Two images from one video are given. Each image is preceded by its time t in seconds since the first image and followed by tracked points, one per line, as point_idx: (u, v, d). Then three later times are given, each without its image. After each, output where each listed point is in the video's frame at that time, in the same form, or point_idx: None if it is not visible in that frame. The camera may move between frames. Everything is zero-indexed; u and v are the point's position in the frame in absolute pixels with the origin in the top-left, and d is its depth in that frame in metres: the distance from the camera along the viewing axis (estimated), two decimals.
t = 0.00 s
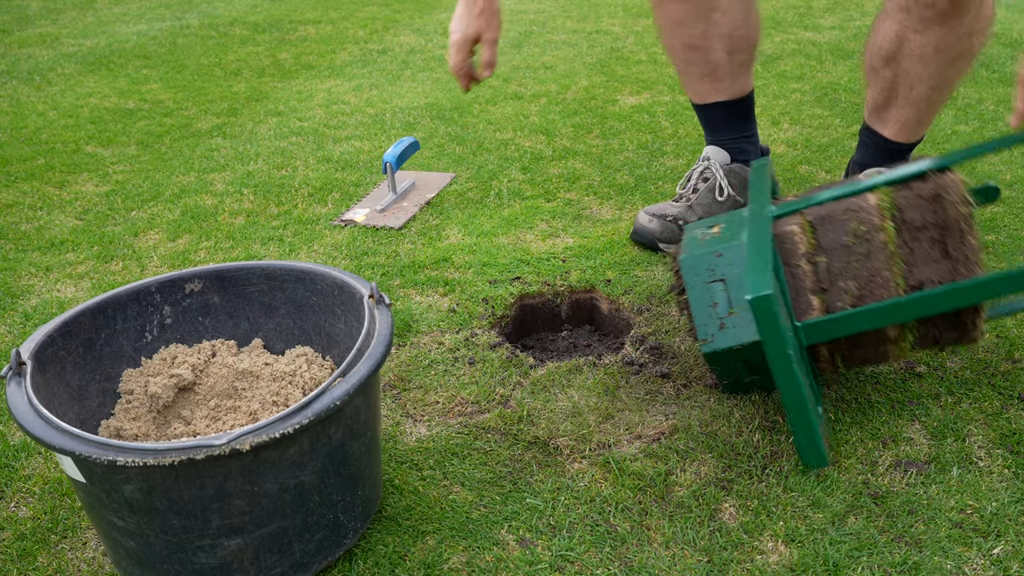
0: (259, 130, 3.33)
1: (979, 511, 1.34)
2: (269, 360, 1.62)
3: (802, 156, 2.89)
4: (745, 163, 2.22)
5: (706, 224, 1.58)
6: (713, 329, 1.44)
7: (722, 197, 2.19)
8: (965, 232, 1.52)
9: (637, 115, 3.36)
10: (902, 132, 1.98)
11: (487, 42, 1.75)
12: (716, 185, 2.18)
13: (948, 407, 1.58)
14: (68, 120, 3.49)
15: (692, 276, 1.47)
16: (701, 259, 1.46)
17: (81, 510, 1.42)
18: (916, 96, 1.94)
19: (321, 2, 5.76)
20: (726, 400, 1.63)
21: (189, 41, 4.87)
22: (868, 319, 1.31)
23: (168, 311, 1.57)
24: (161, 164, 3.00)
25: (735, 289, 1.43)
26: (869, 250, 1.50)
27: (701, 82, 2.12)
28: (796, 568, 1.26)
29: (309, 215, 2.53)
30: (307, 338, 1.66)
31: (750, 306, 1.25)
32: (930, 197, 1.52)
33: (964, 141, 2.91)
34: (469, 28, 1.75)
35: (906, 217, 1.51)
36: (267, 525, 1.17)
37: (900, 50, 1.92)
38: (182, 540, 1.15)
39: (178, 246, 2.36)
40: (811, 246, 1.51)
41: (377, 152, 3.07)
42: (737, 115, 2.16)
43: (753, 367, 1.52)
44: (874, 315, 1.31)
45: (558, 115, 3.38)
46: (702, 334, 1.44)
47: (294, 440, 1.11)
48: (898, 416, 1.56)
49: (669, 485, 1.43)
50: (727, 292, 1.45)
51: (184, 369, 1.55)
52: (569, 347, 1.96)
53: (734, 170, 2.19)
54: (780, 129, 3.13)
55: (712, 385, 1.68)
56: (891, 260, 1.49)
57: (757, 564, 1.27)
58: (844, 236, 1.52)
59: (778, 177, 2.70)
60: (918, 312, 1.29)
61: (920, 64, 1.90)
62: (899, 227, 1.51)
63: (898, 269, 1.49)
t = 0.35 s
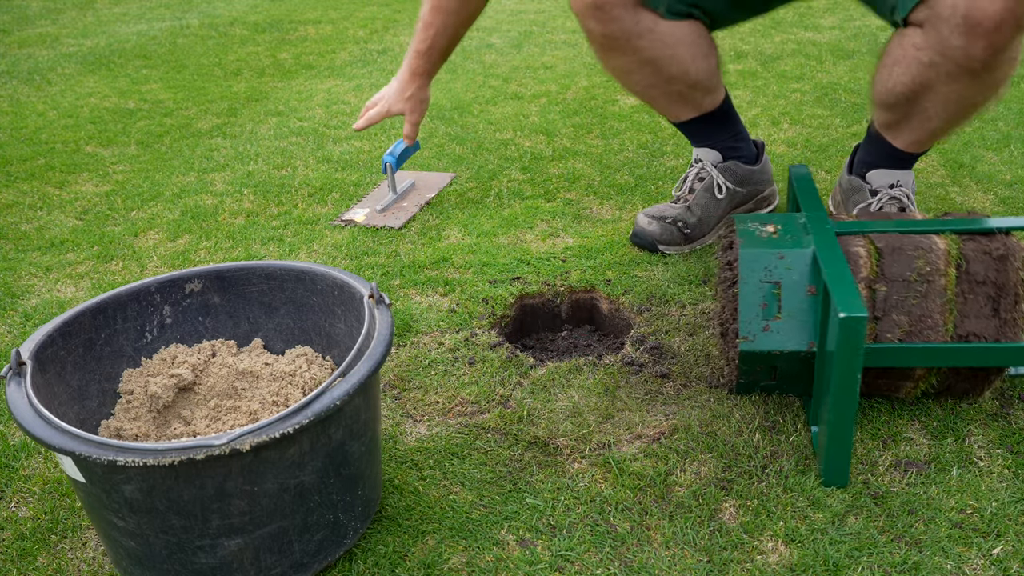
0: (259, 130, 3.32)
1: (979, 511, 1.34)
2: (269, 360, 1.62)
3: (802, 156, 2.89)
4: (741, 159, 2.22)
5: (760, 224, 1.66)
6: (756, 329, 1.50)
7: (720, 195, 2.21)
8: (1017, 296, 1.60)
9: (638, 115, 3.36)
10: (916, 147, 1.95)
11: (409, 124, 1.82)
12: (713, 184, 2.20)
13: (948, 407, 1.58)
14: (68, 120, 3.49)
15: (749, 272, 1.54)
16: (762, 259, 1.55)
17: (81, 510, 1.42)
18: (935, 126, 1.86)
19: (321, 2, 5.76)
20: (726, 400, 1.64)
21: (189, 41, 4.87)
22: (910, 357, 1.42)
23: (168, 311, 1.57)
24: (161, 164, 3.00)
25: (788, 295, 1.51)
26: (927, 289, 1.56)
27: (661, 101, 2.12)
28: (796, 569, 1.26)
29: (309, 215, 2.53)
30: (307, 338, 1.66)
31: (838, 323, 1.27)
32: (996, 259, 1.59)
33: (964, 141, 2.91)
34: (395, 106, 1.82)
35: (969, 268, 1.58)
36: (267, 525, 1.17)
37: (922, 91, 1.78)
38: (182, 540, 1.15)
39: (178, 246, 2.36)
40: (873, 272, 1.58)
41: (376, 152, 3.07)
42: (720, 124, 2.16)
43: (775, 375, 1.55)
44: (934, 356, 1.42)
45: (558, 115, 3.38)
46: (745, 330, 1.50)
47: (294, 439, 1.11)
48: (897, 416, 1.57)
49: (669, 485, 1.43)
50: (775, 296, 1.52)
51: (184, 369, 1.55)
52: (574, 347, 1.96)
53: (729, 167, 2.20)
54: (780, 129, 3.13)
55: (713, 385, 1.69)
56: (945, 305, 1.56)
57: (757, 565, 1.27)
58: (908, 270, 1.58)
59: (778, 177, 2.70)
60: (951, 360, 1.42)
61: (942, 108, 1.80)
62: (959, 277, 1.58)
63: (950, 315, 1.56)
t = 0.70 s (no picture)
0: (259, 130, 3.32)
1: (979, 511, 1.34)
2: (269, 360, 1.62)
3: (802, 156, 2.89)
4: (734, 156, 2.23)
5: (772, 220, 1.66)
6: (764, 325, 1.50)
7: (716, 194, 2.21)
8: None
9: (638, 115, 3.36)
10: (927, 157, 1.91)
11: (421, 149, 1.96)
12: (708, 185, 2.21)
13: (948, 407, 1.58)
14: (68, 120, 3.49)
15: (762, 269, 1.55)
16: (775, 257, 1.56)
17: (81, 510, 1.42)
18: (941, 145, 1.83)
19: (321, 1, 5.76)
20: (726, 400, 1.64)
21: (189, 41, 4.86)
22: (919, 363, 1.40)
23: (168, 311, 1.57)
24: (161, 164, 3.00)
25: (799, 294, 1.52)
26: (937, 298, 1.53)
27: (654, 122, 2.15)
28: (796, 569, 1.26)
29: (309, 215, 2.53)
30: (307, 338, 1.66)
31: (853, 323, 1.27)
32: (1010, 271, 1.55)
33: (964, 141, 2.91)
34: (410, 131, 1.93)
35: (982, 278, 1.54)
36: (267, 525, 1.17)
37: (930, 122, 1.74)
38: (182, 540, 1.15)
39: (178, 246, 2.36)
40: (885, 276, 1.54)
41: (377, 152, 3.06)
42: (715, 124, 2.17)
43: (779, 373, 1.56)
44: (946, 362, 1.40)
45: (558, 115, 3.37)
46: (752, 326, 1.50)
47: (294, 439, 1.11)
48: (897, 416, 1.57)
49: (669, 485, 1.43)
50: (785, 293, 1.52)
51: (184, 369, 1.54)
52: (573, 345, 2.00)
53: (723, 166, 2.20)
54: (781, 129, 3.13)
55: (712, 385, 1.69)
56: (956, 314, 1.51)
57: (757, 565, 1.27)
58: (920, 279, 1.54)
59: (778, 177, 2.70)
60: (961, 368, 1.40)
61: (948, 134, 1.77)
62: (971, 288, 1.54)
63: (960, 323, 1.52)
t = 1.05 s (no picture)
0: (259, 130, 3.32)
1: (979, 511, 1.34)
2: (269, 360, 1.62)
3: (802, 156, 2.89)
4: (735, 156, 2.22)
5: (772, 220, 1.66)
6: (764, 326, 1.50)
7: (716, 195, 2.21)
8: None
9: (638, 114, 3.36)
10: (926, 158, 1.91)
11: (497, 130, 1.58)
12: (709, 185, 2.21)
13: (948, 408, 1.58)
14: (68, 120, 3.49)
15: (762, 269, 1.55)
16: (775, 257, 1.55)
17: (81, 510, 1.42)
18: (936, 149, 1.83)
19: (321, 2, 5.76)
20: (726, 400, 1.64)
21: (189, 41, 4.86)
22: (919, 363, 1.40)
23: (168, 311, 1.58)
24: (161, 164, 3.00)
25: (798, 294, 1.51)
26: (937, 298, 1.53)
27: (649, 121, 2.16)
28: (796, 569, 1.26)
29: (309, 215, 2.53)
30: (307, 338, 1.66)
31: (853, 323, 1.27)
32: (1009, 271, 1.55)
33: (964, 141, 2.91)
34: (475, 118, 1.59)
35: (982, 278, 1.54)
36: (267, 525, 1.17)
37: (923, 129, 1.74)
38: (182, 540, 1.15)
39: (178, 246, 2.36)
40: (885, 276, 1.55)
41: (377, 152, 3.06)
42: (713, 123, 2.17)
43: (779, 373, 1.56)
44: (945, 362, 1.40)
45: (558, 115, 3.37)
46: (752, 327, 1.50)
47: (294, 439, 1.11)
48: (897, 416, 1.57)
49: (669, 485, 1.43)
50: (784, 294, 1.52)
51: (184, 369, 1.54)
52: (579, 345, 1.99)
53: (723, 166, 2.20)
54: (780, 129, 3.13)
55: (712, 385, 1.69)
56: (955, 315, 1.52)
57: (757, 565, 1.27)
58: (921, 279, 1.54)
59: (778, 177, 2.70)
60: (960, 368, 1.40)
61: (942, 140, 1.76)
62: (971, 289, 1.54)
63: (959, 323, 1.52)
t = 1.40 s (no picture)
0: (259, 130, 3.32)
1: (979, 511, 1.34)
2: (269, 360, 1.62)
3: (802, 156, 2.89)
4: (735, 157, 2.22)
5: (772, 220, 1.65)
6: (764, 326, 1.50)
7: (715, 197, 2.21)
8: None
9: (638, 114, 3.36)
10: (927, 153, 1.93)
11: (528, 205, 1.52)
12: (710, 186, 2.21)
13: (947, 408, 1.58)
14: (68, 120, 3.49)
15: (762, 269, 1.54)
16: (776, 257, 1.55)
17: (81, 510, 1.42)
18: (944, 138, 1.85)
19: (321, 2, 5.76)
20: (725, 400, 1.64)
21: (189, 41, 4.86)
22: (919, 362, 1.40)
23: (168, 311, 1.58)
24: (161, 164, 3.00)
25: (799, 295, 1.51)
26: (937, 298, 1.53)
27: (662, 130, 2.13)
28: (796, 569, 1.26)
29: (309, 215, 2.53)
30: (307, 338, 1.66)
31: (853, 323, 1.27)
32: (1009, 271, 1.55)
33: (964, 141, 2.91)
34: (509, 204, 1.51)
35: (982, 278, 1.54)
36: (267, 525, 1.17)
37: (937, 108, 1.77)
38: (182, 540, 1.15)
39: (178, 246, 2.36)
40: (885, 276, 1.54)
41: (377, 152, 3.06)
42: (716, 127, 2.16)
43: (779, 373, 1.56)
44: (945, 363, 1.40)
45: (558, 115, 3.37)
46: (752, 327, 1.50)
47: (294, 439, 1.11)
48: (897, 416, 1.57)
49: (669, 485, 1.43)
50: (785, 294, 1.52)
51: (184, 369, 1.54)
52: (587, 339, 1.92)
53: (723, 167, 2.20)
54: (780, 129, 3.13)
55: (711, 385, 1.69)
56: (955, 315, 1.52)
57: (757, 565, 1.27)
58: (920, 278, 1.54)
59: (778, 177, 2.70)
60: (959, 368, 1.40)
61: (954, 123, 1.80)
62: (971, 288, 1.54)
63: (959, 323, 1.52)
